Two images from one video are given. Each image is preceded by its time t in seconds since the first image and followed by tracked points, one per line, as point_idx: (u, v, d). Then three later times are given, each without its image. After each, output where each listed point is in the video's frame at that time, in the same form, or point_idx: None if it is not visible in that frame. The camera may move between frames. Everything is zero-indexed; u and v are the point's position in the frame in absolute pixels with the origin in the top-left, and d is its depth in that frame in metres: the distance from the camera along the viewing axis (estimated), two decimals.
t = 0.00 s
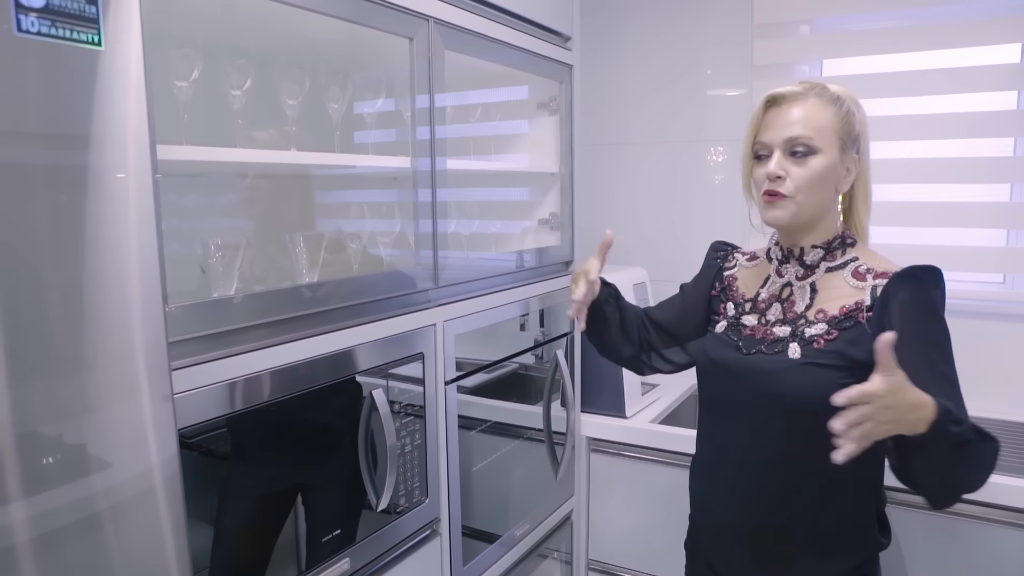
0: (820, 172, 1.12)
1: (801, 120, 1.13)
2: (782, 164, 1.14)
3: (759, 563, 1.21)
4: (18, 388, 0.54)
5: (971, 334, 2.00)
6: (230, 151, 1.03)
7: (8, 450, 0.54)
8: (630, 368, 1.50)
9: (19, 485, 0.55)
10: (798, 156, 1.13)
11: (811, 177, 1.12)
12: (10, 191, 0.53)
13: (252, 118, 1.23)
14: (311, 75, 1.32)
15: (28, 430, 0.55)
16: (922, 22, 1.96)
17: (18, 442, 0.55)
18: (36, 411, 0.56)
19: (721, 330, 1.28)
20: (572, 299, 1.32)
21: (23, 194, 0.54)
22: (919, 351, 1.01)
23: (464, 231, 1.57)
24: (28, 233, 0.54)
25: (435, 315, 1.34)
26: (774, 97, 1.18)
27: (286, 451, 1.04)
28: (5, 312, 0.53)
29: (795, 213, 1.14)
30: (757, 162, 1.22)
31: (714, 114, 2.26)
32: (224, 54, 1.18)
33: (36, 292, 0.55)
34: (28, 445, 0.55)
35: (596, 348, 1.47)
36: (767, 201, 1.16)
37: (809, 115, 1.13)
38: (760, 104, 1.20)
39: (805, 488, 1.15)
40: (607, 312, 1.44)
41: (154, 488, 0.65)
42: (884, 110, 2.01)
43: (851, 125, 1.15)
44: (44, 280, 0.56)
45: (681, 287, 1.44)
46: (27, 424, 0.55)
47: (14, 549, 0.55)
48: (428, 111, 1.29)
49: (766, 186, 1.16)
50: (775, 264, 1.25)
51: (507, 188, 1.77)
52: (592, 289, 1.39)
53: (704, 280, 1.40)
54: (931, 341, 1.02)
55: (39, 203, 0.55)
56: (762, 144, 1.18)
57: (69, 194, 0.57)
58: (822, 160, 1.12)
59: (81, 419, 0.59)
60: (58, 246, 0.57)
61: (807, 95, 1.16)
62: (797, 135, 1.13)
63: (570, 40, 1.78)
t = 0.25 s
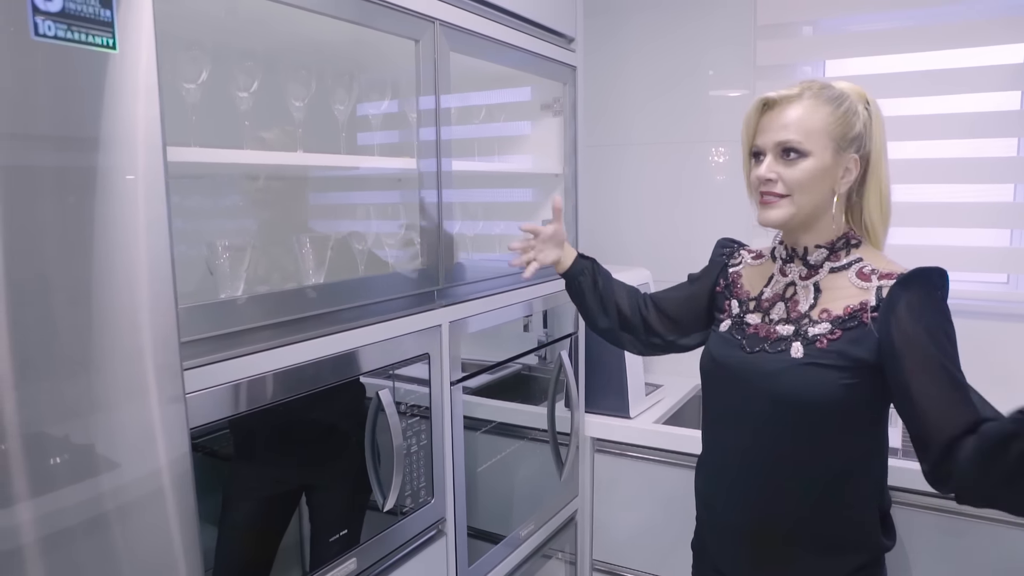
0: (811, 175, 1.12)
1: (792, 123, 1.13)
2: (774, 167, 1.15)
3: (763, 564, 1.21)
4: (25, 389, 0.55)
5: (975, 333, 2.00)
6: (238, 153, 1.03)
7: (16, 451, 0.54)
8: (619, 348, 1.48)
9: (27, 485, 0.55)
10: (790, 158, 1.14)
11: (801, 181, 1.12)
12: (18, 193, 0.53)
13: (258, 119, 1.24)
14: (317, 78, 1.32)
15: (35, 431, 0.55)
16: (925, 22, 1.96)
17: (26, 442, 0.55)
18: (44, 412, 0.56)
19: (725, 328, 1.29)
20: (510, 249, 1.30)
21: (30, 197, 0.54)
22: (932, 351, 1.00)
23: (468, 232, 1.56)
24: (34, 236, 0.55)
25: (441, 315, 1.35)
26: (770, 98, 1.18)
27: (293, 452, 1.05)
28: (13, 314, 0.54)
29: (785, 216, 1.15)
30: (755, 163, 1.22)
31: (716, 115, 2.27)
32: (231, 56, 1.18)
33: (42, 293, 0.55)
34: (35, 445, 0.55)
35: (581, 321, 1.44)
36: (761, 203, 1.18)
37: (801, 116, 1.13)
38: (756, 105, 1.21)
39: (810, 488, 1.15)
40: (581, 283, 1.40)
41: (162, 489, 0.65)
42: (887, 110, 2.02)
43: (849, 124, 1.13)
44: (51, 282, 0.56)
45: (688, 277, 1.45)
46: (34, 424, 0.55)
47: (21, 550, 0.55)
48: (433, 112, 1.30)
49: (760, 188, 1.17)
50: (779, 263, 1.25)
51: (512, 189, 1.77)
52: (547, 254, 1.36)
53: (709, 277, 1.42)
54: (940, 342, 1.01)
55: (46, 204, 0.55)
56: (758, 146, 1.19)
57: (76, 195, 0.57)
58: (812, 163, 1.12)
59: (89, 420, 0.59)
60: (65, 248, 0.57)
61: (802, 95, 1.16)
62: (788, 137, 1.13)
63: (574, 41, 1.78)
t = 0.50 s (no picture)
0: (824, 179, 1.13)
1: (811, 125, 1.13)
2: (788, 168, 1.15)
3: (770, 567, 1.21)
4: (31, 393, 0.55)
5: (981, 336, 2.00)
6: (243, 156, 1.03)
7: (22, 454, 0.54)
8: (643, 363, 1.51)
9: (33, 488, 0.55)
10: (804, 161, 1.14)
11: (814, 184, 1.13)
12: (25, 196, 0.54)
13: (265, 122, 1.24)
14: (323, 81, 1.33)
15: (42, 433, 0.55)
16: (930, 24, 1.95)
17: (33, 445, 0.55)
18: (50, 414, 0.56)
19: (734, 331, 1.28)
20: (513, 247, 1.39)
21: (37, 200, 0.55)
22: (937, 358, 1.02)
23: (474, 235, 1.57)
24: (40, 238, 0.55)
25: (447, 318, 1.35)
26: (790, 99, 1.18)
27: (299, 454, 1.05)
28: (19, 317, 0.54)
29: (795, 218, 1.15)
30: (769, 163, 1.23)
31: (721, 117, 2.27)
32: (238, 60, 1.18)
33: (49, 296, 0.56)
34: (41, 448, 0.55)
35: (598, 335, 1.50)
36: (771, 204, 1.18)
37: (818, 119, 1.13)
38: (777, 105, 1.21)
39: (815, 489, 1.15)
40: (595, 293, 1.47)
41: (169, 490, 0.65)
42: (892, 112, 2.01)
43: (866, 130, 1.13)
44: (57, 285, 0.56)
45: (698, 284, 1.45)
46: (41, 426, 0.55)
47: (28, 551, 0.55)
48: (439, 115, 1.30)
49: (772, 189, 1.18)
50: (787, 267, 1.25)
51: (517, 192, 1.77)
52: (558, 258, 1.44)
53: (716, 281, 1.41)
54: (945, 350, 1.03)
55: (52, 206, 0.56)
56: (773, 147, 1.19)
57: (83, 198, 0.58)
58: (826, 167, 1.12)
59: (95, 423, 0.59)
60: (71, 250, 0.57)
61: (823, 98, 1.15)
62: (803, 140, 1.13)
63: (579, 44, 1.79)
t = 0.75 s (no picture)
0: (848, 182, 1.12)
1: (835, 128, 1.12)
2: (811, 170, 1.14)
3: (768, 567, 1.21)
4: (28, 393, 0.55)
5: (977, 336, 2.00)
6: (241, 156, 1.04)
7: (19, 455, 0.54)
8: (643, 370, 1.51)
9: (30, 488, 0.55)
10: (827, 163, 1.13)
11: (840, 187, 1.12)
12: (21, 195, 0.54)
13: (263, 122, 1.24)
14: (322, 81, 1.33)
15: (39, 433, 0.55)
16: (928, 26, 1.96)
17: (30, 445, 0.55)
18: (47, 414, 0.56)
19: (735, 331, 1.28)
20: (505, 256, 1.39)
21: (34, 199, 0.55)
22: (937, 358, 1.02)
23: (472, 235, 1.57)
24: (38, 239, 0.55)
25: (445, 318, 1.35)
26: (808, 100, 1.17)
27: (298, 454, 1.05)
28: (16, 317, 0.54)
29: (819, 220, 1.14)
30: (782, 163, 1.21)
31: (719, 118, 2.27)
32: (237, 60, 1.19)
33: (46, 296, 0.56)
34: (39, 448, 0.55)
35: (598, 344, 1.50)
36: (789, 207, 1.17)
37: (840, 122, 1.13)
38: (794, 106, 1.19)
39: (813, 489, 1.15)
40: (592, 302, 1.47)
41: (167, 490, 0.65)
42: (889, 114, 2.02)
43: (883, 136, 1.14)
44: (55, 284, 0.56)
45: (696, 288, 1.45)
46: (38, 426, 0.55)
47: (25, 551, 0.55)
48: (438, 115, 1.31)
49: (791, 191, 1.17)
50: (789, 268, 1.25)
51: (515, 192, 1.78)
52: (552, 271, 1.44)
53: (716, 284, 1.41)
54: (945, 350, 1.03)
55: (49, 205, 0.56)
56: (791, 148, 1.18)
57: (80, 198, 0.58)
58: (851, 170, 1.12)
59: (93, 422, 0.59)
60: (69, 250, 0.57)
61: (841, 100, 1.15)
62: (826, 143, 1.13)
63: (577, 44, 1.79)
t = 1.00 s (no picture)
0: (850, 182, 1.14)
1: (833, 129, 1.13)
2: (814, 174, 1.14)
3: (762, 565, 1.22)
4: (20, 393, 0.55)
5: (969, 335, 2.02)
6: (234, 155, 1.03)
7: (12, 454, 0.54)
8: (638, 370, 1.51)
9: (23, 488, 0.55)
10: (829, 165, 1.14)
11: (843, 187, 1.13)
12: (13, 194, 0.53)
13: (257, 121, 1.24)
14: (316, 80, 1.33)
15: (33, 433, 0.55)
16: (920, 26, 1.97)
17: (23, 444, 0.55)
18: (40, 414, 0.56)
19: (731, 330, 1.29)
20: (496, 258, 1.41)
21: (27, 198, 0.54)
22: (933, 358, 1.03)
23: (466, 234, 1.57)
24: (30, 238, 0.55)
25: (439, 317, 1.35)
26: (802, 102, 1.17)
27: (292, 452, 1.05)
28: (9, 315, 0.54)
29: (828, 223, 1.15)
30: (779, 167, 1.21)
31: (712, 118, 2.28)
32: (230, 59, 1.18)
33: (39, 295, 0.55)
34: (32, 448, 0.55)
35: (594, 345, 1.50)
36: (795, 211, 1.17)
37: (838, 124, 1.13)
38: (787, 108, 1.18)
39: (807, 487, 1.16)
40: (587, 303, 1.48)
41: (161, 490, 0.65)
42: (881, 113, 2.03)
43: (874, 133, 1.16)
44: (48, 284, 0.56)
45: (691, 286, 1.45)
46: (31, 426, 0.55)
47: (18, 551, 0.55)
48: (432, 114, 1.30)
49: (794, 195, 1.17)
50: (785, 266, 1.26)
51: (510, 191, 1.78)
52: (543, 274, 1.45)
53: (711, 283, 1.41)
54: (941, 350, 1.04)
55: (42, 204, 0.55)
56: (789, 151, 1.18)
57: (73, 197, 0.58)
58: (852, 170, 1.14)
59: (86, 422, 0.59)
60: (63, 249, 0.57)
61: (833, 101, 1.15)
62: (827, 145, 1.13)
63: (571, 44, 1.79)
